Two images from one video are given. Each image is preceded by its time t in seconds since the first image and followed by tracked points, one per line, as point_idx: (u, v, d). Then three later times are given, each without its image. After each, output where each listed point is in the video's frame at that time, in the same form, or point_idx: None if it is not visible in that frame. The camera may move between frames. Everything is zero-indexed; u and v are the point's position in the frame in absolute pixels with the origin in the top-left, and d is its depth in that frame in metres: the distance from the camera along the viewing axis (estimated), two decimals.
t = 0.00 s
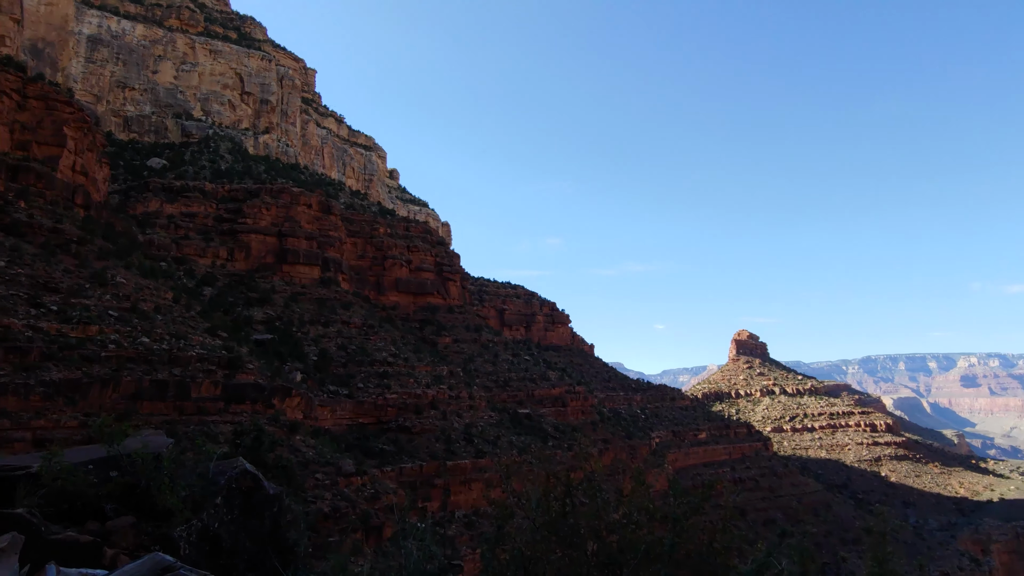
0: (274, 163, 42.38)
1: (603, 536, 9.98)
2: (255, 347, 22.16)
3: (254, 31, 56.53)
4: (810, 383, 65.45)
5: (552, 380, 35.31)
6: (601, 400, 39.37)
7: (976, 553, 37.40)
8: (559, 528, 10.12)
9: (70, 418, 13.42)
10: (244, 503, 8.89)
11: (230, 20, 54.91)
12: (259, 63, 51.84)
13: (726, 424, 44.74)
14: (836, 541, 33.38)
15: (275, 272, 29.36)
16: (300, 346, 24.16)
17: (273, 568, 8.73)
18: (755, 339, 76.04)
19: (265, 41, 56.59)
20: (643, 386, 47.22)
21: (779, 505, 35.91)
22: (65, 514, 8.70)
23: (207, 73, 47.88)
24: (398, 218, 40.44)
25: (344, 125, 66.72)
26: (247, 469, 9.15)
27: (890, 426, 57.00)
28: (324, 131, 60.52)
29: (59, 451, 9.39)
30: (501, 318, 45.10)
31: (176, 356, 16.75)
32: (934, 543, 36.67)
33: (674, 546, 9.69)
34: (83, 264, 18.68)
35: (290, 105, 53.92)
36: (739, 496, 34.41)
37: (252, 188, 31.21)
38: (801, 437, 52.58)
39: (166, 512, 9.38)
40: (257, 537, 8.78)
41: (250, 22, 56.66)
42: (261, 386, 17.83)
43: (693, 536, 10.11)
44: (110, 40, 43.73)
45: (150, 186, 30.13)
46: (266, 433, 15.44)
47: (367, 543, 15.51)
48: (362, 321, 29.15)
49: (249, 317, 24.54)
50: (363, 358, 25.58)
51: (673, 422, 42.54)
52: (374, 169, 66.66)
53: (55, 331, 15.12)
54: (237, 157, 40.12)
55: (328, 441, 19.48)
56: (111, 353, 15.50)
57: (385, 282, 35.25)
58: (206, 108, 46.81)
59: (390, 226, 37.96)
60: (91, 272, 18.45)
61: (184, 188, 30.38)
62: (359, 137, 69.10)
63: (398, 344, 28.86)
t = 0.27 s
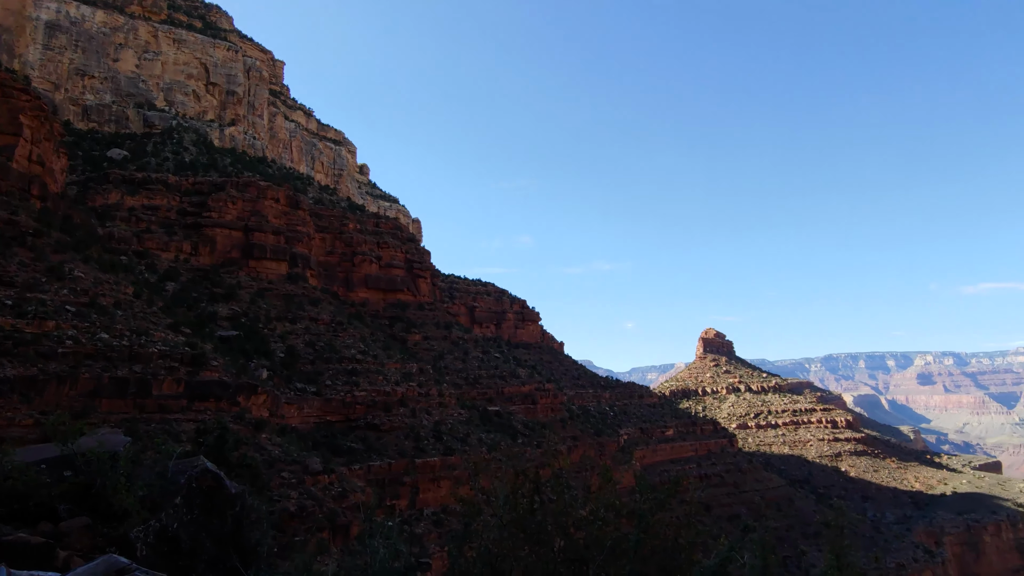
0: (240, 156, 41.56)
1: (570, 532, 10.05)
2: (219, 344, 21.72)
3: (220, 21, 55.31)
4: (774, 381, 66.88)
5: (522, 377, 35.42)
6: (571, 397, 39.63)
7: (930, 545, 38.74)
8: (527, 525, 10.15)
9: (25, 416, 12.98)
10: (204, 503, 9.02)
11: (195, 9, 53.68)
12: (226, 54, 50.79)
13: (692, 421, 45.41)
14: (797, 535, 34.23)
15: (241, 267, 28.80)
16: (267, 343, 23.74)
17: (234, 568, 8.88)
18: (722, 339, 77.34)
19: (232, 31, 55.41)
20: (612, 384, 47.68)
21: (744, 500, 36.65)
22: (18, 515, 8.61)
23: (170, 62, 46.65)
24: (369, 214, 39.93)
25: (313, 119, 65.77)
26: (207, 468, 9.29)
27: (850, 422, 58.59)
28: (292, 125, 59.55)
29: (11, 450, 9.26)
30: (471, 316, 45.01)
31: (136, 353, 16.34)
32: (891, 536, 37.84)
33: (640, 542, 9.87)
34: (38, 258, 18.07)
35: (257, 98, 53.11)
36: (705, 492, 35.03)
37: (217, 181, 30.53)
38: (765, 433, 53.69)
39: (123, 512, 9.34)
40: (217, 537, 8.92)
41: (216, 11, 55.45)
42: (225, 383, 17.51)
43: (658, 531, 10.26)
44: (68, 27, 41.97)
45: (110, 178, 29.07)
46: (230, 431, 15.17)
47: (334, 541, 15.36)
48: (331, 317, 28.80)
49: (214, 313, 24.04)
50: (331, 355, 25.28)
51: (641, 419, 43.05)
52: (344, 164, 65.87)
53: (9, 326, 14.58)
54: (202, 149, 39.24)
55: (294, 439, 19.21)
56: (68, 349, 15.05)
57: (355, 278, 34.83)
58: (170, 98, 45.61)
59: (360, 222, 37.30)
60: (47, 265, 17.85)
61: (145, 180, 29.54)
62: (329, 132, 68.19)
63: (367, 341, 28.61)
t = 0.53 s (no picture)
0: (206, 148, 40.65)
1: (539, 529, 10.11)
2: (183, 340, 21.25)
3: (185, 10, 53.99)
4: (741, 378, 68.13)
5: (493, 374, 35.45)
6: (541, 395, 39.80)
7: (888, 537, 39.99)
8: (496, 522, 10.16)
9: None
10: (165, 504, 8.91)
11: None
12: (191, 44, 49.68)
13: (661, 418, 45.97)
14: (762, 529, 34.99)
15: (206, 262, 28.20)
16: (233, 339, 23.27)
17: (196, 569, 8.82)
18: (690, 337, 78.47)
19: (198, 20, 54.14)
20: (582, 381, 48.04)
21: (710, 496, 37.30)
22: None
23: (133, 51, 45.35)
24: (339, 210, 39.40)
25: (282, 112, 64.69)
26: (169, 467, 9.19)
27: (813, 419, 60.04)
28: (260, 117, 58.48)
29: None
30: (442, 313, 44.82)
31: (97, 349, 15.89)
32: (851, 529, 38.92)
33: (608, 538, 10.02)
34: None
35: (224, 89, 52.24)
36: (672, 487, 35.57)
37: (182, 173, 29.79)
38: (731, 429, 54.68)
39: (80, 513, 9.13)
40: (179, 538, 8.82)
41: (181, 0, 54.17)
42: (190, 380, 17.14)
43: (626, 527, 10.39)
44: (26, 12, 40.44)
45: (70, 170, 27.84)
46: (195, 430, 14.85)
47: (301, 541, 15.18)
48: (299, 314, 28.41)
49: (179, 309, 23.50)
50: (300, 352, 24.94)
51: (611, 416, 43.45)
52: (314, 158, 64.93)
53: None
54: (166, 140, 38.28)
55: (261, 437, 18.91)
56: (24, 346, 14.57)
57: (324, 274, 34.37)
58: (133, 87, 44.34)
59: (330, 218, 36.83)
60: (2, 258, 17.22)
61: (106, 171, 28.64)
62: (298, 125, 67.15)
63: (337, 338, 28.30)
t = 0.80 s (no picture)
0: (183, 141, 40.02)
1: (519, 526, 10.14)
2: (159, 337, 20.93)
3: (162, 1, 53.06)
4: (720, 376, 68.89)
5: (474, 372, 35.45)
6: (522, 392, 39.89)
7: (861, 533, 40.75)
8: (476, 519, 10.17)
9: None
10: (138, 502, 8.75)
11: None
12: (168, 35, 48.94)
13: (640, 416, 46.28)
14: (738, 525, 35.45)
15: (183, 257, 27.78)
16: (211, 336, 22.94)
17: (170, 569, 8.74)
18: (670, 335, 79.13)
19: (176, 12, 53.26)
20: (563, 379, 48.25)
21: (688, 493, 37.69)
22: None
23: (109, 42, 44.47)
24: (319, 205, 39.09)
25: (261, 106, 63.95)
26: (144, 465, 8.97)
27: (790, 416, 60.92)
28: (239, 111, 57.71)
29: None
30: (423, 310, 44.65)
31: (70, 345, 15.61)
32: (825, 525, 39.59)
33: (587, 534, 10.15)
34: None
35: (202, 82, 51.70)
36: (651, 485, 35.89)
37: (158, 167, 29.26)
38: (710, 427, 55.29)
39: (51, 513, 9.03)
40: (153, 539, 8.69)
41: None
42: (166, 377, 16.89)
43: (605, 524, 10.46)
44: None
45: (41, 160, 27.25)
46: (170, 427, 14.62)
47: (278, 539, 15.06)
48: (278, 310, 28.13)
49: (155, 304, 23.12)
50: (279, 349, 24.69)
51: (591, 414, 43.68)
52: (294, 153, 64.25)
53: None
54: (142, 133, 37.63)
55: (239, 435, 18.69)
56: None
57: (304, 270, 34.05)
58: (108, 78, 43.49)
59: (310, 213, 36.60)
60: None
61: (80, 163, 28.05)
62: (278, 120, 66.40)
63: (317, 335, 28.08)
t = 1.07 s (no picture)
0: (158, 134, 39.29)
1: (496, 524, 10.16)
2: (132, 333, 20.55)
3: None
4: (697, 375, 69.60)
5: (453, 369, 35.41)
6: (502, 390, 39.91)
7: (834, 529, 41.51)
8: (453, 516, 10.17)
9: None
10: (105, 500, 9.28)
11: None
12: (142, 25, 48.06)
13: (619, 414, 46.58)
14: (715, 522, 35.89)
15: (157, 252, 27.29)
16: (186, 332, 22.58)
17: (139, 568, 9.15)
18: (648, 334, 79.73)
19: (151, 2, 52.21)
20: (543, 376, 48.34)
21: (666, 490, 38.06)
22: None
23: (81, 31, 43.45)
24: (298, 201, 38.71)
25: (238, 99, 63.02)
26: (113, 464, 9.54)
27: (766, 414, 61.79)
28: (216, 104, 56.80)
29: None
30: (403, 307, 44.41)
31: (39, 341, 15.26)
32: (800, 521, 40.24)
33: (564, 531, 10.23)
34: None
35: (178, 73, 50.88)
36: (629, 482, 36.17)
37: (132, 159, 28.68)
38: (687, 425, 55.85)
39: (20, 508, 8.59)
40: (122, 538, 9.11)
41: None
42: (139, 374, 16.60)
43: (582, 520, 10.54)
44: None
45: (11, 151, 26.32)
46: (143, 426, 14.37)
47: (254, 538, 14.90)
48: (255, 306, 27.79)
49: (128, 300, 22.69)
50: (255, 346, 24.40)
51: (570, 412, 43.84)
52: (272, 148, 63.44)
53: None
54: (115, 125, 36.86)
55: (214, 433, 18.44)
56: None
57: (282, 266, 33.69)
58: (80, 69, 42.49)
59: (288, 209, 36.26)
60: None
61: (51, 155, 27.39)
62: (256, 113, 65.50)
63: (294, 332, 27.79)
